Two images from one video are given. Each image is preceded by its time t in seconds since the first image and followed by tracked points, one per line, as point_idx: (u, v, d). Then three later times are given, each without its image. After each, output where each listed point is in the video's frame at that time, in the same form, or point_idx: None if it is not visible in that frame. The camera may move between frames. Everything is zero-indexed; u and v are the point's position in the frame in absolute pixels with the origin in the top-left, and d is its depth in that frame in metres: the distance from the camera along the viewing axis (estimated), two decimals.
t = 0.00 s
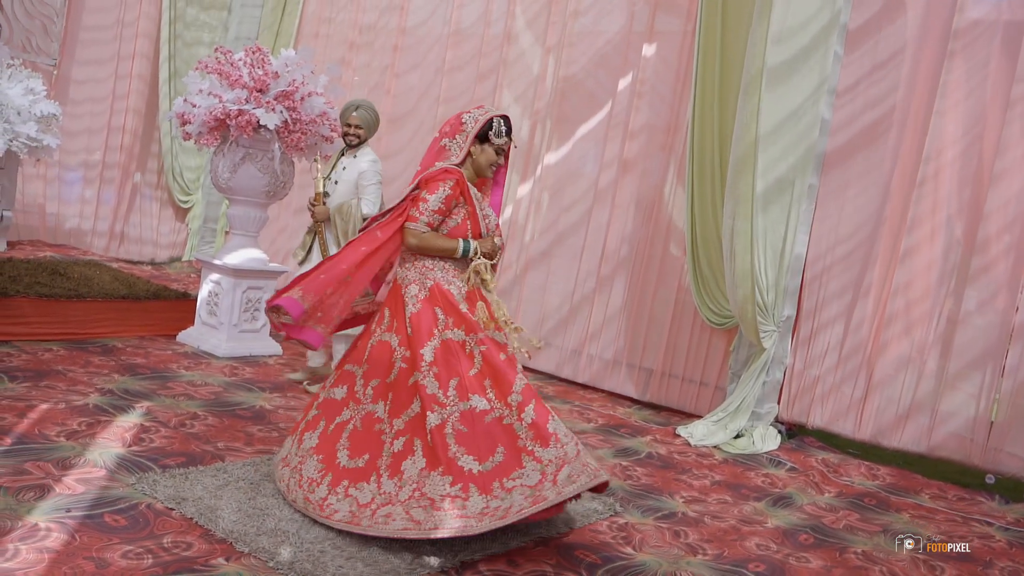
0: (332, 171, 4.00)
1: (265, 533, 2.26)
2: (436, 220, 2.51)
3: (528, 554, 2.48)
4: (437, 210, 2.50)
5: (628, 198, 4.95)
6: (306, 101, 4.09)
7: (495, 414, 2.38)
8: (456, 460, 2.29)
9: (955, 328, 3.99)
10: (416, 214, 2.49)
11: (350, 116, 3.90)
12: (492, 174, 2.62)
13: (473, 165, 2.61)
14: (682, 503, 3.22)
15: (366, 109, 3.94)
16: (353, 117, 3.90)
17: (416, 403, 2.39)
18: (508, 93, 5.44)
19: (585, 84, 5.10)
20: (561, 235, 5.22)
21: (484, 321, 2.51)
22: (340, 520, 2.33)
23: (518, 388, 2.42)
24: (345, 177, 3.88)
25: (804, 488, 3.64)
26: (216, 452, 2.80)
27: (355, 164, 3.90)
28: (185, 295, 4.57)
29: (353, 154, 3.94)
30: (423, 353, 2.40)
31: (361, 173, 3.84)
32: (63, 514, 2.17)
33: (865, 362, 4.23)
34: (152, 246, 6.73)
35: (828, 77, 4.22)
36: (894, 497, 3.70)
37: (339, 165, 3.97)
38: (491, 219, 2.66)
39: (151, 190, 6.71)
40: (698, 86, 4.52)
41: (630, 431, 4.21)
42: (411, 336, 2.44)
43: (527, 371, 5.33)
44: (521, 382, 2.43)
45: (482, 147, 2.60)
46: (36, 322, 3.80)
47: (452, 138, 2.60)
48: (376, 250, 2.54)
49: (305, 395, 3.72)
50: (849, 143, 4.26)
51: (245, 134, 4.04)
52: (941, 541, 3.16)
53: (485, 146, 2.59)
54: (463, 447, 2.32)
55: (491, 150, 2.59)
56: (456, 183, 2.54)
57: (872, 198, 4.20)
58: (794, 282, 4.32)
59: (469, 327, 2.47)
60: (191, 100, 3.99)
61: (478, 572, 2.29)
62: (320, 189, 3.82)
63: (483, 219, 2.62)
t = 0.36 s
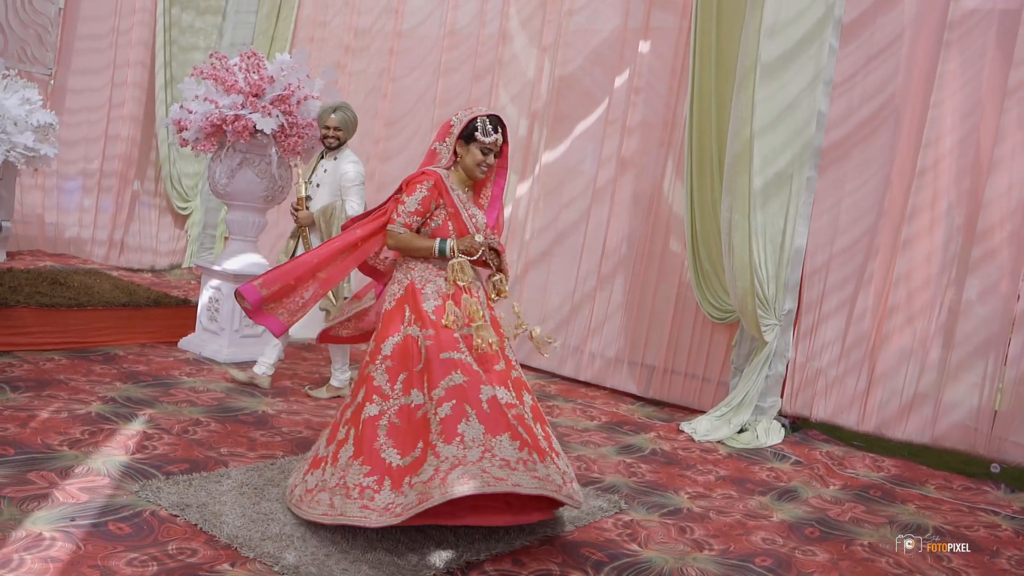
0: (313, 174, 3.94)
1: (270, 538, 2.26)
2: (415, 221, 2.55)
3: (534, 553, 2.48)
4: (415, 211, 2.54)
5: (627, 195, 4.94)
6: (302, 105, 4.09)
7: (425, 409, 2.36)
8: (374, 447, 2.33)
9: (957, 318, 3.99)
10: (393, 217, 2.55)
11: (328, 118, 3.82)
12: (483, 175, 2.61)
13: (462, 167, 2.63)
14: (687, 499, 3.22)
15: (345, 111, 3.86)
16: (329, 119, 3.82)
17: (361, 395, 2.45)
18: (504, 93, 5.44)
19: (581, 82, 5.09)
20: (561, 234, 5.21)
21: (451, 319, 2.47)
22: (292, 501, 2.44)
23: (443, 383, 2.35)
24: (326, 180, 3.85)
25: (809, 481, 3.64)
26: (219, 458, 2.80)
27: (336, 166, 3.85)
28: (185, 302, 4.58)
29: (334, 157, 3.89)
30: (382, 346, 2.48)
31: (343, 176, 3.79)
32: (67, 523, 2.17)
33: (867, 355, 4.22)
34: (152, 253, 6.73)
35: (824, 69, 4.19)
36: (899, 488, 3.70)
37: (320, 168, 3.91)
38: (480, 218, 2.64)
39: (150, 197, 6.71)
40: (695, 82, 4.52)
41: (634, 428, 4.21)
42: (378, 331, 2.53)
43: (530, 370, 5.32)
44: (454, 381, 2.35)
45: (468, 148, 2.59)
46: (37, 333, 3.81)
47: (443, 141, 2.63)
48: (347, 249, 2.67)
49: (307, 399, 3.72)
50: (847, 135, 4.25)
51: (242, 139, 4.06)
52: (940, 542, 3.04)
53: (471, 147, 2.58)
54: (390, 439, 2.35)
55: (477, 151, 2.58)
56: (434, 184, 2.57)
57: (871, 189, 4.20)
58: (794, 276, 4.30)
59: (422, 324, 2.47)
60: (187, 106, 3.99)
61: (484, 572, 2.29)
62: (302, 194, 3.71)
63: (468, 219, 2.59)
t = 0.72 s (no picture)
0: (291, 181, 3.91)
1: (277, 543, 2.26)
2: (400, 217, 2.66)
3: (540, 551, 2.48)
4: (399, 207, 2.66)
5: (625, 192, 4.94)
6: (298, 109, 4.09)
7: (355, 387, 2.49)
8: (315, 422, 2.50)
9: (959, 307, 3.99)
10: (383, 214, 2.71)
11: (304, 124, 3.82)
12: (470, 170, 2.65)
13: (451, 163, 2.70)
14: (693, 494, 3.22)
15: (320, 116, 3.86)
16: (306, 126, 3.82)
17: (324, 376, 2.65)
18: (501, 93, 5.43)
19: (577, 80, 5.09)
20: (560, 232, 5.21)
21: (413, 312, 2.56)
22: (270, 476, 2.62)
23: (372, 363, 2.49)
24: (308, 185, 3.83)
25: (814, 474, 3.64)
26: (224, 464, 2.81)
27: (316, 171, 3.84)
28: (186, 309, 4.58)
29: (312, 163, 3.88)
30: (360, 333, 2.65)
31: (324, 179, 3.80)
32: (74, 532, 2.18)
33: (869, 346, 4.23)
34: (153, 262, 6.74)
35: (818, 61, 4.20)
36: (904, 478, 3.70)
37: (298, 175, 3.89)
38: (461, 210, 2.67)
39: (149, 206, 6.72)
40: (692, 77, 4.52)
41: (638, 425, 4.21)
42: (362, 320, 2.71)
43: (532, 369, 5.33)
44: (378, 365, 2.49)
45: (451, 144, 2.66)
46: (40, 343, 3.82)
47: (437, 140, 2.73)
48: (351, 248, 2.77)
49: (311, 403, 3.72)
50: (844, 127, 4.24)
51: (239, 145, 4.08)
52: (940, 542, 2.93)
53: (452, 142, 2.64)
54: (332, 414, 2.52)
55: (457, 146, 2.62)
56: (415, 182, 2.68)
57: (871, 181, 4.19)
58: (795, 270, 4.30)
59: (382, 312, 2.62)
60: (184, 113, 4.00)
61: (491, 572, 2.29)
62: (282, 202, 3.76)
63: (447, 212, 2.66)
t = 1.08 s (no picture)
0: (268, 182, 3.91)
1: (283, 547, 2.27)
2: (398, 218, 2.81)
3: (546, 549, 2.48)
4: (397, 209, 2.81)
5: (623, 188, 4.95)
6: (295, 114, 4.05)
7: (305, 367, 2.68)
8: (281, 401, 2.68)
9: (959, 295, 3.99)
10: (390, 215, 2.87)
11: (280, 126, 3.83)
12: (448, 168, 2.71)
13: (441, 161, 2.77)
14: (698, 489, 3.22)
15: (296, 117, 3.88)
16: (282, 128, 3.82)
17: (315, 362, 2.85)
18: (496, 93, 5.43)
19: (573, 79, 5.10)
20: (560, 231, 5.21)
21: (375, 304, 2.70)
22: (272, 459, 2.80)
23: (325, 345, 2.66)
24: (286, 186, 3.83)
25: (818, 465, 3.64)
26: (229, 470, 2.81)
27: (294, 172, 3.84)
28: (187, 317, 4.59)
29: (291, 164, 3.88)
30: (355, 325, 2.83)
31: (304, 180, 3.81)
32: (80, 542, 2.18)
33: (871, 337, 4.23)
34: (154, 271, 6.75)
35: (814, 51, 4.20)
36: (909, 468, 3.70)
37: (275, 176, 3.89)
38: (436, 207, 2.71)
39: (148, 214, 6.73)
40: (687, 73, 4.52)
41: (641, 421, 4.22)
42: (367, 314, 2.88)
43: (535, 367, 5.33)
44: (325, 348, 2.65)
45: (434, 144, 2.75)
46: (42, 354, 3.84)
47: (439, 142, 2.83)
48: (368, 248, 2.88)
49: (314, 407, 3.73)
50: (840, 118, 4.24)
51: (237, 151, 4.06)
52: (941, 542, 2.82)
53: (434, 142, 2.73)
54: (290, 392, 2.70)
55: (436, 144, 2.71)
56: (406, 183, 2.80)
57: (868, 171, 4.19)
58: (795, 262, 4.31)
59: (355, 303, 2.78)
60: (181, 121, 4.01)
61: (497, 571, 2.30)
62: (260, 204, 3.76)
63: (425, 209, 2.71)
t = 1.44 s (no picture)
0: (246, 184, 3.93)
1: (291, 552, 2.28)
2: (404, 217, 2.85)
3: (553, 547, 2.49)
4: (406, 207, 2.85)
5: (621, 185, 4.96)
6: (291, 120, 4.07)
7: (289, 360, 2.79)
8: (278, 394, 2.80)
9: (958, 282, 4.00)
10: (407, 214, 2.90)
11: (258, 129, 3.83)
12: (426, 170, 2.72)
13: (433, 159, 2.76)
14: (703, 483, 3.23)
15: (274, 119, 3.87)
16: (260, 129, 3.82)
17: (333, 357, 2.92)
18: (491, 94, 5.44)
19: (568, 77, 5.10)
20: (558, 230, 5.22)
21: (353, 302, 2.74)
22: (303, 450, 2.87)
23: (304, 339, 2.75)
24: (266, 189, 3.85)
25: (822, 456, 3.65)
26: (235, 477, 2.82)
27: (274, 174, 3.86)
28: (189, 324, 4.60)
29: (269, 166, 3.90)
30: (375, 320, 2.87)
31: (285, 182, 3.83)
32: (88, 552, 2.20)
33: (872, 327, 4.24)
34: (154, 280, 6.77)
35: (807, 43, 4.19)
36: (913, 456, 3.70)
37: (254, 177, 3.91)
38: (412, 205, 2.73)
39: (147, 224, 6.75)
40: (682, 68, 4.53)
41: (645, 417, 4.22)
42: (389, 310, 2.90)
43: (537, 366, 5.34)
44: (302, 344, 2.71)
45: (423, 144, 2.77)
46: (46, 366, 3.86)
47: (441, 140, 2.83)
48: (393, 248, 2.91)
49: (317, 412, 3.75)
50: (835, 109, 4.25)
51: (234, 158, 4.08)
52: (941, 542, 2.71)
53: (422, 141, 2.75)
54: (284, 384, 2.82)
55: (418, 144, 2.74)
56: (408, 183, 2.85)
57: (865, 162, 4.20)
58: (792, 253, 4.31)
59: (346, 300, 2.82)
60: (177, 130, 4.02)
61: (505, 570, 2.31)
62: (240, 207, 3.81)
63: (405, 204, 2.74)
